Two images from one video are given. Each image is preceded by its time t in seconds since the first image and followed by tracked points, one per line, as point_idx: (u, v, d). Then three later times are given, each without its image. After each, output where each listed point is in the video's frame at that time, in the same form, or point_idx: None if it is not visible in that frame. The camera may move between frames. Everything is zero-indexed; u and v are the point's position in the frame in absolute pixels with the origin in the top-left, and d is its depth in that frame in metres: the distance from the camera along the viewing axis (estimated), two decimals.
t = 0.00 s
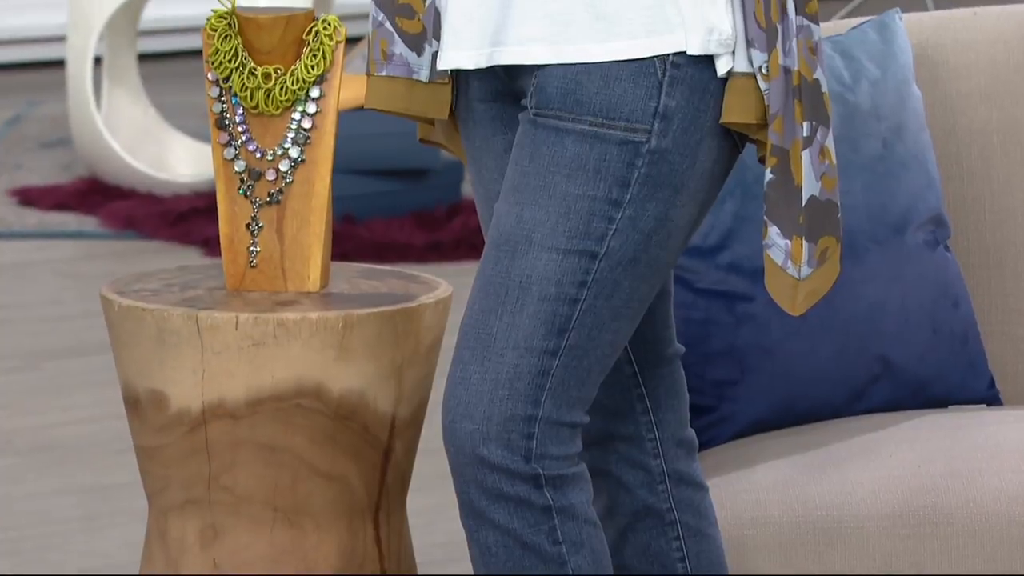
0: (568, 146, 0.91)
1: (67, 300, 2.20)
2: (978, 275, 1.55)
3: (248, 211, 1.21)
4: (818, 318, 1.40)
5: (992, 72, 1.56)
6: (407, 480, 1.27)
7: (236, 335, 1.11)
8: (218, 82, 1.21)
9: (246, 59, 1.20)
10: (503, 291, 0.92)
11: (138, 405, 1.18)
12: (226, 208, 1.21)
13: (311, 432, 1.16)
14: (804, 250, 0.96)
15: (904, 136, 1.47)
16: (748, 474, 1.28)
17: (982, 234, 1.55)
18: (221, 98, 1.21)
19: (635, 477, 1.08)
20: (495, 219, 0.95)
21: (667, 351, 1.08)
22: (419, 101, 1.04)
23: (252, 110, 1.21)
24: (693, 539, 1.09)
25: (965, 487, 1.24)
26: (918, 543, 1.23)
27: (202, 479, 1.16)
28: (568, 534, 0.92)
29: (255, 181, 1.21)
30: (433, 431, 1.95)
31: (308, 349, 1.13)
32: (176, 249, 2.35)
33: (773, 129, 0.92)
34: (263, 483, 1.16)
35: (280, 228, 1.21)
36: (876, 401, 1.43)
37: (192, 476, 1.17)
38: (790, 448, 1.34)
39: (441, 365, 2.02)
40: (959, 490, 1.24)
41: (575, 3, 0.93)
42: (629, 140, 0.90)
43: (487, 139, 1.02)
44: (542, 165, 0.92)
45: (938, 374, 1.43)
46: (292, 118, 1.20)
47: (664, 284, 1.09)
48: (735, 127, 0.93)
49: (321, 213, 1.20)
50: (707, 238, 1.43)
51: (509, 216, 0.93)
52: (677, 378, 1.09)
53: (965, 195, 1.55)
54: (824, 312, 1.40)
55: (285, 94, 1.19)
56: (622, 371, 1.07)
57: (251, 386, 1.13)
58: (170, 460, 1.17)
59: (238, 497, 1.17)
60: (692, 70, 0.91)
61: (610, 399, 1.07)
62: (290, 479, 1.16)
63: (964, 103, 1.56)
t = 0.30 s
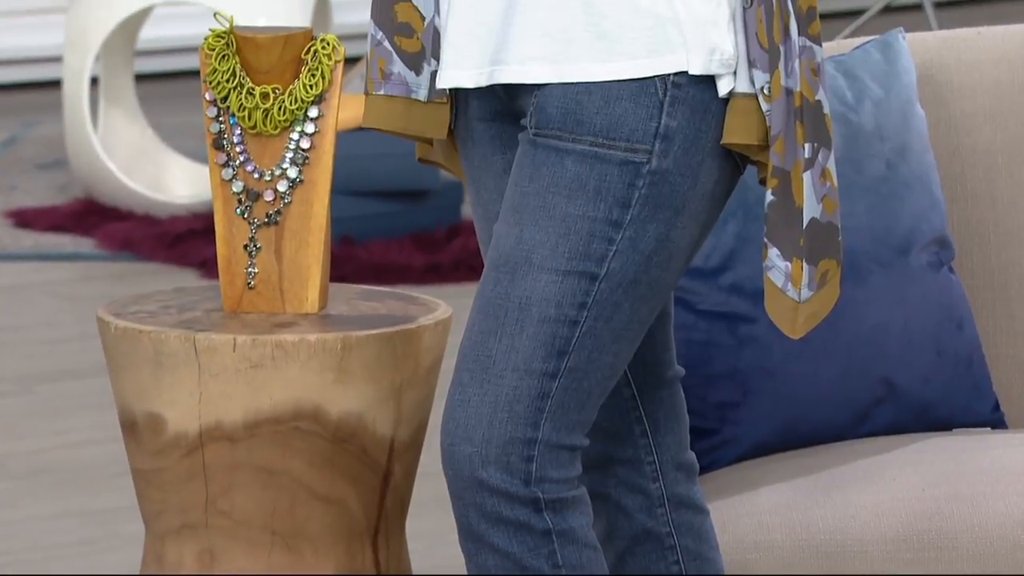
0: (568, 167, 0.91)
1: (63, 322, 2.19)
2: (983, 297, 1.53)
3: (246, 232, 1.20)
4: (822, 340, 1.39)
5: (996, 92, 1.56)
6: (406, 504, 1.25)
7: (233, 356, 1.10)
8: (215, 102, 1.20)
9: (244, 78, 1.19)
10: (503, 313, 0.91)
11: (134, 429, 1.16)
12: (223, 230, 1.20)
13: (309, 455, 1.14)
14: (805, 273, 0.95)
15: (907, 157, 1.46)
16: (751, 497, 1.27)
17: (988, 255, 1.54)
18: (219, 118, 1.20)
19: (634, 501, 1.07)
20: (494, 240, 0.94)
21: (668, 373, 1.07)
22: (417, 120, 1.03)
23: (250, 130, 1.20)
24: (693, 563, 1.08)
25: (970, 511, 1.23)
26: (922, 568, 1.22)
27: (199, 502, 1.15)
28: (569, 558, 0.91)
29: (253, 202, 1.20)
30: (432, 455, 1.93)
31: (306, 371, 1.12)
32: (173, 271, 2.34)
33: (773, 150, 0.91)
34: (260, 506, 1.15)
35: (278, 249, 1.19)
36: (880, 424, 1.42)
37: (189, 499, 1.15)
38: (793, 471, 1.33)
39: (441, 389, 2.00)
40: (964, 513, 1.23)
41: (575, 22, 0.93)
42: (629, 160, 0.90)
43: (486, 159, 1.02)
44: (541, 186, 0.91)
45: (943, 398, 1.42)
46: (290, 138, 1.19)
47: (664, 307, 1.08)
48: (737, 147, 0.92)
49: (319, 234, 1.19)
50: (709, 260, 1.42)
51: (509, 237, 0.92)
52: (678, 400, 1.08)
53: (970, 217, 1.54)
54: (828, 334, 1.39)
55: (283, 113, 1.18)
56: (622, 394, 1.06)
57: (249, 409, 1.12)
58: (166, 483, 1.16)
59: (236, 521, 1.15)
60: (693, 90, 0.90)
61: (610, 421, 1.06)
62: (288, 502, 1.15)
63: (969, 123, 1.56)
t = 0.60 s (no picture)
0: (571, 188, 0.90)
1: (56, 345, 2.17)
2: (989, 319, 1.52)
3: (243, 253, 1.19)
4: (828, 364, 1.38)
5: (1003, 112, 1.54)
6: (405, 528, 1.23)
7: (229, 380, 1.09)
8: (212, 122, 1.19)
9: (240, 97, 1.17)
10: (504, 335, 0.90)
11: (129, 452, 1.15)
12: (219, 251, 1.19)
13: (307, 479, 1.13)
14: (811, 296, 0.94)
15: (913, 178, 1.45)
16: (755, 523, 1.26)
17: (994, 278, 1.52)
18: (215, 137, 1.19)
19: (640, 526, 1.07)
20: (496, 262, 0.93)
21: (674, 397, 1.06)
22: (419, 139, 1.02)
23: (247, 150, 1.18)
24: None
25: (977, 537, 1.21)
26: None
27: (195, 528, 1.13)
28: None
29: (250, 223, 1.18)
30: (432, 479, 1.91)
31: (303, 395, 1.10)
32: (169, 293, 2.34)
33: (780, 171, 0.91)
34: (256, 532, 1.12)
35: (275, 271, 1.18)
36: (885, 448, 1.40)
37: (184, 525, 1.13)
38: (798, 496, 1.31)
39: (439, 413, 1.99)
40: (971, 540, 1.21)
41: (578, 41, 0.91)
42: (633, 181, 0.89)
43: (488, 179, 1.01)
44: (543, 207, 0.90)
45: (949, 422, 1.40)
46: (288, 158, 1.18)
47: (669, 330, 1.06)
48: (741, 168, 0.91)
49: (316, 256, 1.18)
50: (712, 281, 1.40)
51: (511, 259, 0.91)
52: (684, 423, 1.07)
53: (976, 238, 1.53)
54: (833, 357, 1.38)
55: (281, 133, 1.17)
56: (628, 417, 1.05)
57: (246, 432, 1.10)
58: (162, 508, 1.13)
59: (231, 547, 1.13)
60: (698, 110, 0.90)
61: (615, 445, 1.06)
62: (285, 527, 1.13)
63: (975, 143, 1.54)
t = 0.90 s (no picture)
0: (573, 209, 0.89)
1: (51, 369, 2.13)
2: (996, 342, 1.50)
3: (240, 275, 1.17)
4: (831, 388, 1.36)
5: (1010, 134, 1.53)
6: (404, 553, 1.22)
7: (226, 404, 1.07)
8: (209, 142, 1.17)
9: (237, 117, 1.16)
10: (506, 358, 0.89)
11: (125, 477, 1.13)
12: (216, 272, 1.17)
13: (304, 506, 1.11)
14: (814, 321, 0.93)
15: (918, 199, 1.43)
16: (758, 548, 1.24)
17: (1000, 300, 1.51)
18: (212, 158, 1.17)
19: (644, 550, 1.06)
20: (499, 284, 0.92)
21: (678, 420, 1.05)
22: (423, 158, 1.01)
23: (244, 171, 1.17)
24: None
25: (984, 563, 1.19)
26: None
27: (191, 553, 1.11)
28: None
29: (247, 244, 1.17)
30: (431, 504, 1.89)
31: (301, 419, 1.08)
32: (165, 316, 2.28)
33: (784, 195, 0.90)
34: (253, 558, 1.11)
35: (272, 294, 1.17)
36: (891, 473, 1.39)
37: (180, 550, 1.11)
38: (802, 521, 1.30)
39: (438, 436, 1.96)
40: (978, 565, 1.19)
41: (580, 60, 0.91)
42: (637, 203, 0.88)
43: (490, 201, 0.99)
44: (546, 229, 0.89)
45: (955, 446, 1.39)
46: (285, 179, 1.16)
47: (673, 353, 1.05)
48: (745, 190, 0.90)
49: (314, 278, 1.16)
50: (716, 303, 1.39)
51: (513, 281, 0.90)
52: (688, 447, 1.06)
53: (982, 260, 1.51)
54: (837, 379, 1.36)
55: (278, 153, 1.15)
56: (632, 441, 1.04)
57: (242, 457, 1.09)
58: (158, 533, 1.12)
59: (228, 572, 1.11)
60: (702, 131, 0.89)
61: (619, 469, 1.05)
62: (282, 553, 1.11)
63: (981, 165, 1.53)
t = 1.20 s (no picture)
0: (575, 231, 0.88)
1: (45, 395, 2.07)
2: (1002, 366, 1.49)
3: (236, 298, 1.16)
4: (836, 412, 1.35)
5: (1017, 154, 1.52)
6: None
7: (222, 428, 1.06)
8: (205, 163, 1.16)
9: (234, 138, 1.15)
10: (506, 381, 0.88)
11: (120, 502, 1.11)
12: (213, 295, 1.16)
13: (301, 533, 1.09)
14: (818, 345, 0.92)
15: (923, 220, 1.42)
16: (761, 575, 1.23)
17: (1006, 322, 1.49)
18: (208, 179, 1.16)
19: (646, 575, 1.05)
20: (499, 306, 0.91)
21: (681, 444, 1.04)
22: (425, 179, 0.99)
23: (241, 192, 1.16)
24: None
25: None
26: None
27: None
28: None
29: (244, 266, 1.16)
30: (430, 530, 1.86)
31: (298, 443, 1.07)
32: (161, 339, 2.25)
33: (787, 218, 0.89)
34: None
35: (269, 316, 1.15)
36: (896, 498, 1.37)
37: None
38: (806, 548, 1.29)
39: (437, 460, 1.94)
40: None
41: (582, 80, 0.89)
42: (639, 225, 0.87)
43: (491, 221, 0.99)
44: (547, 250, 0.88)
45: (961, 471, 1.37)
46: (282, 201, 1.15)
47: (675, 376, 1.04)
48: (749, 213, 0.90)
49: (311, 301, 1.15)
50: (718, 326, 1.38)
51: (514, 303, 0.89)
52: (692, 472, 1.05)
53: (988, 282, 1.50)
54: (842, 403, 1.35)
55: (275, 175, 1.14)
56: (635, 465, 1.03)
57: (239, 482, 1.07)
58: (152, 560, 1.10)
59: None
60: (705, 152, 0.88)
61: (621, 494, 1.03)
62: None
63: (987, 186, 1.52)
